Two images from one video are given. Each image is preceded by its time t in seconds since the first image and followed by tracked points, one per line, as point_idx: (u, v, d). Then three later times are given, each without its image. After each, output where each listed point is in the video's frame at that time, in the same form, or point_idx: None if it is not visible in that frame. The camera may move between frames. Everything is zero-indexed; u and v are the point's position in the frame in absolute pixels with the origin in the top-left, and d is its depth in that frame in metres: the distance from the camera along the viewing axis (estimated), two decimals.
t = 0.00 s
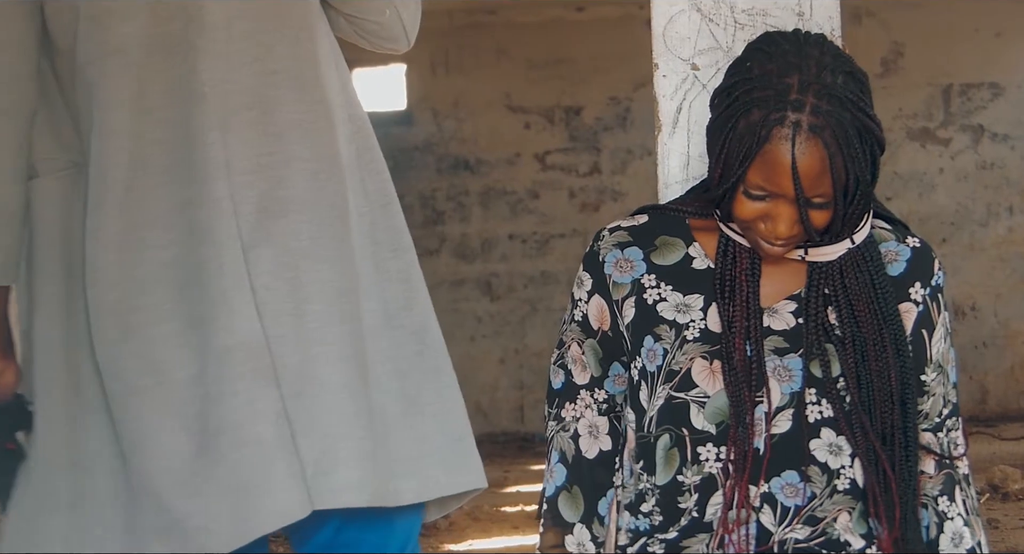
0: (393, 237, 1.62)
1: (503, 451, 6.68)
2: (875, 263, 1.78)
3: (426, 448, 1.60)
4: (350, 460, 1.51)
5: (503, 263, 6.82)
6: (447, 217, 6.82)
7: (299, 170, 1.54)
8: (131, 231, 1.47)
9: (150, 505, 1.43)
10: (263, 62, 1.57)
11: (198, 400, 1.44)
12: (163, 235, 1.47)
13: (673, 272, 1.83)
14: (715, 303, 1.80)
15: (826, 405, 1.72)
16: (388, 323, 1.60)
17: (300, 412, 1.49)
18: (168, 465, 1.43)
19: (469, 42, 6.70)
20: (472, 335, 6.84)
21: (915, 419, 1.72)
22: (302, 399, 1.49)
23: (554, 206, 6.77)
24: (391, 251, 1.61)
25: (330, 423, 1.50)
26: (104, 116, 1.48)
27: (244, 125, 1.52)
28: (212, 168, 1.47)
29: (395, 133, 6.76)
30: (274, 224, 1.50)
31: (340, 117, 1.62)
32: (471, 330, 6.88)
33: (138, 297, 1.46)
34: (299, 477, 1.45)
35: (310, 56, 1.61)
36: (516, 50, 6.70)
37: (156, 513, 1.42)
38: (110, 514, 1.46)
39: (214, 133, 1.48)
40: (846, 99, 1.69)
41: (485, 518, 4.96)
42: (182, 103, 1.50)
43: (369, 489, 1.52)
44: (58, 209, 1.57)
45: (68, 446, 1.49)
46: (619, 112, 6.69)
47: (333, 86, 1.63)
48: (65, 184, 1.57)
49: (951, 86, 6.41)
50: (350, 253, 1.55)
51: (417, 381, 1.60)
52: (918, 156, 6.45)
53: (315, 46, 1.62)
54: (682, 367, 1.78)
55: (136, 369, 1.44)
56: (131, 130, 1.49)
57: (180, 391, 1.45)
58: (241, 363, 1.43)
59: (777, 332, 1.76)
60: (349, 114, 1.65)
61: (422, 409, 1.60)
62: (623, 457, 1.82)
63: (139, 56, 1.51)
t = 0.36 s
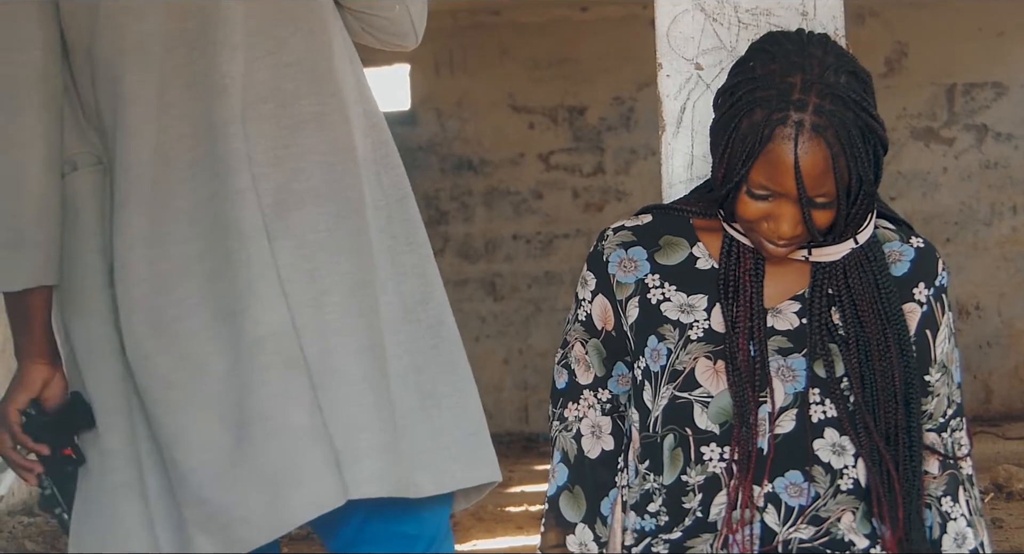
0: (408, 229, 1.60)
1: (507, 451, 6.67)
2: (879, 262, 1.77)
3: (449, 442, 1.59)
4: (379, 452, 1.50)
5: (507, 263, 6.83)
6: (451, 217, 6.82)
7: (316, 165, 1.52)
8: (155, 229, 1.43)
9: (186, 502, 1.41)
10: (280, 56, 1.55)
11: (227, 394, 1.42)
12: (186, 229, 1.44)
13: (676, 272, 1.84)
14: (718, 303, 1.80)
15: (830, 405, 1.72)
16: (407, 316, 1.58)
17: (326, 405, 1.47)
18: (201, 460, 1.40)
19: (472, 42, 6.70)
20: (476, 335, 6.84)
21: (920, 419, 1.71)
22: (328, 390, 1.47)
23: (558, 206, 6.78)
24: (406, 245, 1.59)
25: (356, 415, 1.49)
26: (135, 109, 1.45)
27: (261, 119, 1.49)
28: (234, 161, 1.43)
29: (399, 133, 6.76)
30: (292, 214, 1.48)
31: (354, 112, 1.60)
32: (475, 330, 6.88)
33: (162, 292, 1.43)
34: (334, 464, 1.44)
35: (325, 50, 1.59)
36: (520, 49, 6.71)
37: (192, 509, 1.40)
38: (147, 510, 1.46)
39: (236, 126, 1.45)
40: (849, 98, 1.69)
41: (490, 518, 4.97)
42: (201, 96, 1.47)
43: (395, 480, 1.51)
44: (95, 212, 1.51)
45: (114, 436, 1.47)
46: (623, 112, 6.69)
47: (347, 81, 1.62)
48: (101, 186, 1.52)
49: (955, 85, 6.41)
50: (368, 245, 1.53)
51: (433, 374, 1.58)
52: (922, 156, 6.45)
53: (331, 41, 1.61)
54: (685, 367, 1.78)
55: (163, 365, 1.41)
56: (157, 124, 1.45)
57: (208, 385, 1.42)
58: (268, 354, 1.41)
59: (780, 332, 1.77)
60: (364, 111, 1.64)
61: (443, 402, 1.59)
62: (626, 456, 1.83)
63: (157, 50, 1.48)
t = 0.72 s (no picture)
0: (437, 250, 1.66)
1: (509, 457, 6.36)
2: (880, 263, 1.77)
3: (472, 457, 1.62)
4: (407, 462, 1.54)
5: (508, 265, 6.52)
6: (453, 220, 6.48)
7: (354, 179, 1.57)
8: (193, 235, 1.46)
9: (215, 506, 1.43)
10: (322, 67, 1.58)
11: (264, 400, 1.46)
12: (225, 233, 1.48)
13: (678, 273, 1.83)
14: (720, 305, 1.80)
15: (832, 407, 1.72)
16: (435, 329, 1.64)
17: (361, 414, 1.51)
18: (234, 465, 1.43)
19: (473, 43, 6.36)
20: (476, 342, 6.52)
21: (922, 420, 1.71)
22: (363, 399, 1.51)
23: (560, 208, 6.46)
24: (438, 267, 1.66)
25: (388, 424, 1.53)
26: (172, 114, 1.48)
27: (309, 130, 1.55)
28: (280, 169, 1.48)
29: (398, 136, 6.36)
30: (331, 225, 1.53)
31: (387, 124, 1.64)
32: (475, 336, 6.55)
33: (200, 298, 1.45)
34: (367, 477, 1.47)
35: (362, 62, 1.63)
36: (521, 50, 6.36)
37: (221, 513, 1.43)
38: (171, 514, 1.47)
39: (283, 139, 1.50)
40: (851, 100, 1.70)
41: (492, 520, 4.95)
42: (248, 106, 1.51)
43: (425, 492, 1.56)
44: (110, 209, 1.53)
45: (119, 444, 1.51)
46: (624, 114, 6.37)
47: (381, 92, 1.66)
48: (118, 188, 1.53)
49: (956, 86, 6.08)
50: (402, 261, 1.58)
51: (463, 393, 1.64)
52: (924, 156, 6.12)
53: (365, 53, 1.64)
54: (687, 368, 1.77)
55: (202, 370, 1.43)
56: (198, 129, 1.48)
57: (246, 392, 1.45)
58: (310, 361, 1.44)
59: (782, 333, 1.77)
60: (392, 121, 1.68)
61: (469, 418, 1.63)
62: (626, 458, 1.81)
63: (209, 55, 1.51)
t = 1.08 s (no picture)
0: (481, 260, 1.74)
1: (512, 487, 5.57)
2: (880, 262, 1.79)
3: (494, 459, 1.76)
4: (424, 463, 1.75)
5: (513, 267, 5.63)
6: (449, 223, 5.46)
7: (385, 203, 1.72)
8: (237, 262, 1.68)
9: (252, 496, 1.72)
10: (365, 78, 1.71)
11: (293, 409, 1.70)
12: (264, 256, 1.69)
13: (679, 272, 1.85)
14: (721, 303, 1.82)
15: (833, 405, 1.75)
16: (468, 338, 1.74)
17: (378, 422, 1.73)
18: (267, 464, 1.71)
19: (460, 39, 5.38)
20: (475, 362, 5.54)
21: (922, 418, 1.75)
22: (381, 412, 1.73)
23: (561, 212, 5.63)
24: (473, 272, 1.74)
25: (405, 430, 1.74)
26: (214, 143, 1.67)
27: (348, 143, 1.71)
28: (318, 195, 1.70)
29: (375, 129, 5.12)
30: (362, 237, 1.72)
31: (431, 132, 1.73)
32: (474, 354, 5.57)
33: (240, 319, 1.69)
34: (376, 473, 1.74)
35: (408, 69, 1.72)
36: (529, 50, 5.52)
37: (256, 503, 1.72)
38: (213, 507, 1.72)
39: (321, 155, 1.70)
40: (852, 96, 1.70)
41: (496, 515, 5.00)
42: (286, 114, 1.69)
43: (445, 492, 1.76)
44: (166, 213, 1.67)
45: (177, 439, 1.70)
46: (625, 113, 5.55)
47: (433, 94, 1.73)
48: (176, 183, 1.66)
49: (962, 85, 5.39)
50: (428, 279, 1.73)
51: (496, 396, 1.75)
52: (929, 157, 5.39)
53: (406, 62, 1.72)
54: (688, 367, 1.79)
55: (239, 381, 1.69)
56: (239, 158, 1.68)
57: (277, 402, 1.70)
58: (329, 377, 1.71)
59: (782, 331, 1.79)
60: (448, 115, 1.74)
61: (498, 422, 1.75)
62: (626, 458, 1.82)
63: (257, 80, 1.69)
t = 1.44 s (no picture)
0: (483, 263, 1.66)
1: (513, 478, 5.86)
2: (880, 266, 1.79)
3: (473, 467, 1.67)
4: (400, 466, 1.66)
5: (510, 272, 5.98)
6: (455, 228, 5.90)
7: (376, 197, 1.63)
8: (213, 251, 1.56)
9: (218, 500, 1.58)
10: (352, 80, 1.61)
11: (265, 410, 1.58)
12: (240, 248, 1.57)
13: (679, 276, 1.83)
14: (721, 306, 1.80)
15: (833, 409, 1.74)
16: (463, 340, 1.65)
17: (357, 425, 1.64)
18: (236, 468, 1.57)
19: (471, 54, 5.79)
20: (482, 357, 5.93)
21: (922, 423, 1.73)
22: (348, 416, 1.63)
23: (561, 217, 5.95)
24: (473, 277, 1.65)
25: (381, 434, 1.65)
26: (190, 145, 1.54)
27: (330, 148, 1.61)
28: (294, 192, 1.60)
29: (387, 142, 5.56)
30: (349, 240, 1.63)
31: (430, 136, 1.65)
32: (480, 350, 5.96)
33: (215, 311, 1.56)
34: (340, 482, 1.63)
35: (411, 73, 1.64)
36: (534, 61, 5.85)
37: (222, 509, 1.58)
38: (174, 509, 1.57)
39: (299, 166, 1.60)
40: (852, 102, 1.70)
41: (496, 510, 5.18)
42: (269, 98, 1.58)
43: (419, 500, 1.67)
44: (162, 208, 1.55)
45: (151, 433, 1.56)
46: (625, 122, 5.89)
47: (436, 100, 1.66)
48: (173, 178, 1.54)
49: (958, 95, 5.68)
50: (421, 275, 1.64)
51: (493, 405, 1.66)
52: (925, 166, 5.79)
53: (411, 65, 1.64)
54: (688, 371, 1.78)
55: (215, 377, 1.56)
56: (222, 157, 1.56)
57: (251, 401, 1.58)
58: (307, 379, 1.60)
59: (783, 334, 1.77)
60: (443, 120, 1.66)
61: (486, 431, 1.66)
62: (626, 462, 1.82)
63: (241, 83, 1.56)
